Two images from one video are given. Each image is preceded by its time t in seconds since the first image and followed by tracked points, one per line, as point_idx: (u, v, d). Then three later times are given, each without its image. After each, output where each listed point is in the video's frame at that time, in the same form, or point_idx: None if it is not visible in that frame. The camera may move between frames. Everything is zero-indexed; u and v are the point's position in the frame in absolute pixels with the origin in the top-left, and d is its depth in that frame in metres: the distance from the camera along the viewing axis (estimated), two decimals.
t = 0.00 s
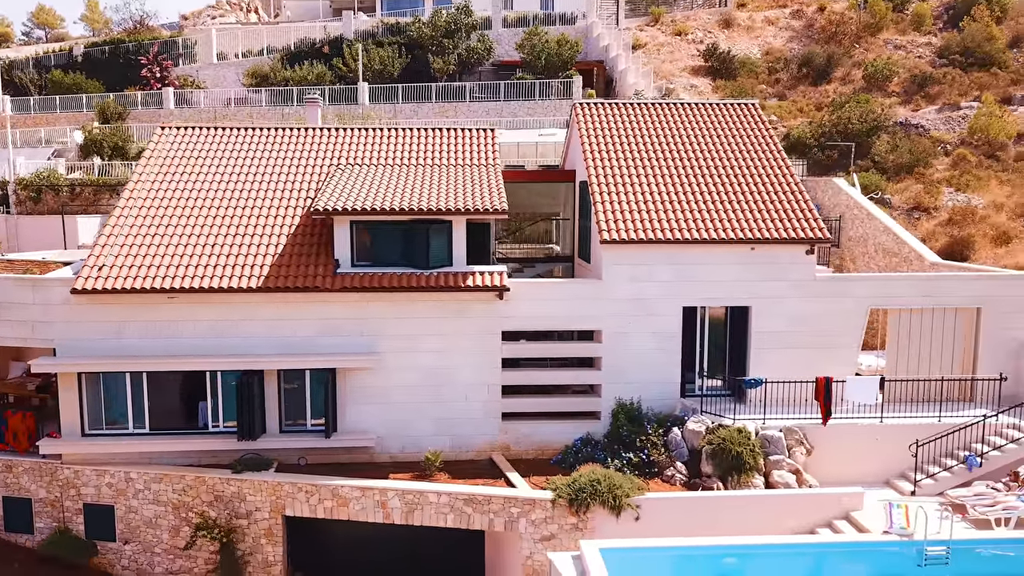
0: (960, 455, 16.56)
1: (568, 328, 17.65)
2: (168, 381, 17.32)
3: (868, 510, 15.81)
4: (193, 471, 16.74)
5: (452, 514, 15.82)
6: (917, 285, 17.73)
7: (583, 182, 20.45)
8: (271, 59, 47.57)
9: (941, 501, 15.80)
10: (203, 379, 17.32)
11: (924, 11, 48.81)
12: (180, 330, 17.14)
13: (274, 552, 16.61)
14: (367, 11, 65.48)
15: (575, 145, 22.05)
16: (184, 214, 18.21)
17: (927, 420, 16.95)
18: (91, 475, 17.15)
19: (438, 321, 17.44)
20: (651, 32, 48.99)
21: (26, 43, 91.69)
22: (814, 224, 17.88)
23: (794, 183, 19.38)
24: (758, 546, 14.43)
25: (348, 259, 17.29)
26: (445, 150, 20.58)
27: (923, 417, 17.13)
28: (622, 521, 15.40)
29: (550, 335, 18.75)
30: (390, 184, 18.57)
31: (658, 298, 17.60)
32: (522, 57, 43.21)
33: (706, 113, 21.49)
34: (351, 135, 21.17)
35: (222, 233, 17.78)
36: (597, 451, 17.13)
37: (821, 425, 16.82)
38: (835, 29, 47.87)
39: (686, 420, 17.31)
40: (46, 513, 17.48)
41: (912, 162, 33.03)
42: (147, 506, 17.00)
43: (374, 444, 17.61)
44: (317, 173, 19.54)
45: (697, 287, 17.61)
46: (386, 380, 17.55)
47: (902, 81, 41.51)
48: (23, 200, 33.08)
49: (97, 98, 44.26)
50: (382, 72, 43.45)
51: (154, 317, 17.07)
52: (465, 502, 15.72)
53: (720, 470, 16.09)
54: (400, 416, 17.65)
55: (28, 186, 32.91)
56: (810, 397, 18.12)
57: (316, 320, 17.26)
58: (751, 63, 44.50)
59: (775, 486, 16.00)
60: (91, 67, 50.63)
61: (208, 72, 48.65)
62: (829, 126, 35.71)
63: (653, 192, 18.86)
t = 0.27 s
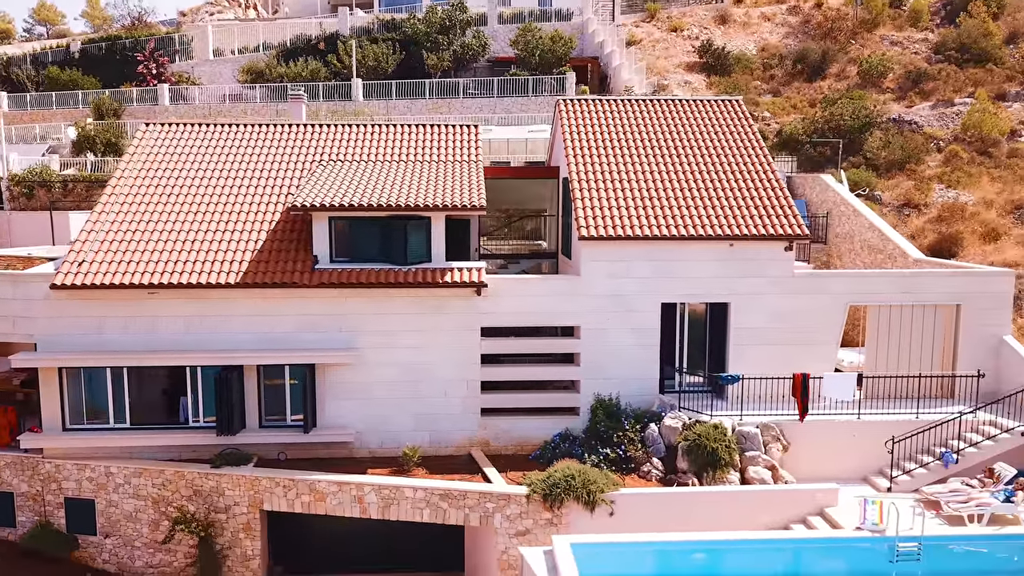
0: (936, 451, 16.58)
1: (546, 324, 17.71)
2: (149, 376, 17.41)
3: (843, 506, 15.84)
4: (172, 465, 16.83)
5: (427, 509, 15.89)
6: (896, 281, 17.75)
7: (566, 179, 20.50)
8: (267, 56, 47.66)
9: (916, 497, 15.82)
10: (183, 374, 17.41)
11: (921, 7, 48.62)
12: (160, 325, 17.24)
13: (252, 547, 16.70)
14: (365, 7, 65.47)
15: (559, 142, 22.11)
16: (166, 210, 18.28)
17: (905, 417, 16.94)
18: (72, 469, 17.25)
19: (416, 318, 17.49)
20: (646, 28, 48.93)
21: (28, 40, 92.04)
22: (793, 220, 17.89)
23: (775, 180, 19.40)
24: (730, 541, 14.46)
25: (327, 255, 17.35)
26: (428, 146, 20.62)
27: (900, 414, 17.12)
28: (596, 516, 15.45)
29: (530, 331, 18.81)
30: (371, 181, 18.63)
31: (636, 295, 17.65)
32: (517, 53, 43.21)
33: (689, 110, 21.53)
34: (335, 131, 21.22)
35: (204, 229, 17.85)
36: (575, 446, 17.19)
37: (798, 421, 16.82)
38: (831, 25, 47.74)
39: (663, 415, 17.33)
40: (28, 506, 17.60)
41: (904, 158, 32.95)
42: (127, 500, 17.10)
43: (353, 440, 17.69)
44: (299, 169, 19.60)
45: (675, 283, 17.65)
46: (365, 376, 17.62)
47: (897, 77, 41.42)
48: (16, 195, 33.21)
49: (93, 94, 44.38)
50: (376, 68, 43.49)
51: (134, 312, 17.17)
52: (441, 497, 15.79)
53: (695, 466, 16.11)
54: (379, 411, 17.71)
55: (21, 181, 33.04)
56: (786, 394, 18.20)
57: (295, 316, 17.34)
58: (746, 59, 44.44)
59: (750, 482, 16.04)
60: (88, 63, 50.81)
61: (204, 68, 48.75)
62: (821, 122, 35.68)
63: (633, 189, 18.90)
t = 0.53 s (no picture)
0: (914, 446, 16.59)
1: (526, 319, 17.75)
2: (131, 369, 17.52)
3: (819, 500, 15.89)
4: (153, 458, 16.94)
5: (404, 503, 15.97)
6: (877, 276, 17.76)
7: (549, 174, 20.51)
8: (264, 51, 47.73)
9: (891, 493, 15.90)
10: (165, 368, 17.51)
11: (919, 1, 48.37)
12: (141, 318, 17.34)
13: (232, 539, 16.81)
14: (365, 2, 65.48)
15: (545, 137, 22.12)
16: (148, 205, 18.35)
17: (883, 412, 16.96)
18: (54, 462, 17.39)
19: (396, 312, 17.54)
20: (643, 23, 48.83)
21: (30, 34, 92.33)
22: (774, 215, 17.86)
23: (758, 175, 19.38)
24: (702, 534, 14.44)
25: (307, 249, 17.41)
26: (412, 141, 20.64)
27: (879, 409, 17.14)
28: (572, 509, 15.52)
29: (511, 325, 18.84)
30: (353, 175, 18.68)
31: (616, 289, 17.67)
32: (512, 48, 43.20)
33: (674, 105, 21.52)
34: (320, 126, 21.26)
35: (185, 224, 17.92)
36: (554, 440, 17.25)
37: (776, 416, 16.84)
38: (829, 19, 47.55)
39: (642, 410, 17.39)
40: (11, 498, 17.75)
41: (897, 153, 32.86)
42: (109, 493, 17.23)
43: (334, 433, 17.77)
44: (282, 163, 19.65)
45: (655, 278, 17.67)
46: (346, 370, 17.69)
47: (893, 72, 41.26)
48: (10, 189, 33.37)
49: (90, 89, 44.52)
50: (371, 63, 43.51)
51: (115, 306, 17.27)
52: (418, 490, 15.86)
53: (672, 460, 16.14)
54: (360, 405, 17.79)
55: (15, 176, 33.20)
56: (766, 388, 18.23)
57: (275, 310, 17.42)
58: (742, 54, 44.31)
59: (726, 477, 16.09)
60: (86, 58, 50.96)
61: (201, 63, 48.85)
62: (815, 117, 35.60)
63: (615, 184, 18.91)
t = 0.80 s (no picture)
0: (891, 441, 16.59)
1: (506, 313, 17.80)
2: (113, 363, 17.63)
3: (794, 494, 15.90)
4: (134, 451, 17.06)
5: (382, 496, 16.05)
6: (857, 271, 17.73)
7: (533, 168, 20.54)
8: (260, 45, 47.79)
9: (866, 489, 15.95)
10: (146, 361, 17.62)
11: None
12: (123, 312, 17.44)
13: (212, 531, 16.93)
14: None
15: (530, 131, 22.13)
16: (131, 199, 18.44)
17: (860, 406, 16.94)
18: (37, 454, 17.53)
19: (376, 306, 17.60)
20: (640, 17, 48.71)
21: (32, 28, 92.56)
22: (754, 209, 17.83)
23: (740, 169, 19.35)
24: (676, 527, 14.30)
25: (287, 243, 17.48)
26: (396, 135, 20.66)
27: (857, 404, 17.12)
28: (547, 503, 15.62)
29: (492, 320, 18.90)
30: (335, 169, 18.72)
31: (596, 284, 17.70)
32: (507, 42, 43.15)
33: (659, 99, 21.49)
34: (305, 120, 21.29)
35: (166, 218, 18.00)
36: (533, 434, 17.31)
37: (754, 410, 16.86)
38: (826, 13, 47.35)
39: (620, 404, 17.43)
40: None
41: (890, 148, 32.75)
42: (91, 485, 17.37)
43: (314, 427, 17.87)
44: (265, 157, 19.70)
45: (634, 273, 17.69)
46: (326, 363, 17.77)
47: (889, 66, 41.11)
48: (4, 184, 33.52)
49: (86, 83, 44.64)
50: (367, 57, 43.53)
51: (97, 299, 17.38)
52: (394, 484, 15.94)
53: (648, 454, 16.19)
54: (340, 398, 17.88)
55: (9, 170, 33.35)
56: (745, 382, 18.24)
57: (256, 304, 17.50)
58: (738, 48, 44.19)
59: (702, 471, 16.11)
60: (84, 52, 51.09)
61: (198, 57, 48.92)
62: (808, 112, 35.54)
63: (597, 178, 18.92)
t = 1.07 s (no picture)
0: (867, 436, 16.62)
1: (485, 307, 17.86)
2: (94, 356, 17.72)
3: (768, 488, 15.95)
4: (114, 443, 17.17)
5: (358, 488, 16.14)
6: (837, 266, 17.73)
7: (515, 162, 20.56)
8: (256, 40, 47.82)
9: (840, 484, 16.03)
10: (127, 355, 17.73)
11: None
12: (103, 305, 17.54)
13: (191, 523, 17.04)
14: None
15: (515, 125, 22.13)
16: (112, 193, 18.52)
17: (837, 401, 16.96)
18: (19, 446, 17.65)
19: (355, 300, 17.67)
20: (636, 11, 48.59)
21: (33, 22, 92.76)
22: (733, 204, 17.82)
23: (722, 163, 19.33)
24: (648, 520, 14.36)
25: (266, 237, 17.55)
26: (379, 129, 20.68)
27: (834, 398, 17.14)
28: (522, 496, 15.70)
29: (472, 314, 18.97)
30: (315, 163, 18.75)
31: (574, 278, 17.74)
32: (502, 36, 43.11)
33: (643, 93, 21.46)
34: (289, 114, 21.33)
35: (147, 212, 18.08)
36: (510, 428, 17.38)
37: (731, 405, 16.91)
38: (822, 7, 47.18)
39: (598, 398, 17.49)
40: None
41: (881, 142, 32.66)
42: (73, 477, 17.50)
43: (294, 420, 17.97)
44: (248, 151, 19.74)
45: (613, 267, 17.72)
46: (306, 357, 17.86)
47: (884, 61, 40.97)
48: None
49: (82, 77, 44.73)
50: (361, 52, 43.53)
51: (78, 293, 17.47)
52: (370, 476, 16.03)
53: (623, 448, 16.27)
54: (320, 392, 17.97)
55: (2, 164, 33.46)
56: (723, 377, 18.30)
57: (236, 297, 17.58)
58: (733, 42, 44.07)
59: (678, 465, 16.16)
60: (81, 46, 51.19)
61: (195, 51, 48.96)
62: (801, 106, 35.45)
63: (577, 172, 18.92)
